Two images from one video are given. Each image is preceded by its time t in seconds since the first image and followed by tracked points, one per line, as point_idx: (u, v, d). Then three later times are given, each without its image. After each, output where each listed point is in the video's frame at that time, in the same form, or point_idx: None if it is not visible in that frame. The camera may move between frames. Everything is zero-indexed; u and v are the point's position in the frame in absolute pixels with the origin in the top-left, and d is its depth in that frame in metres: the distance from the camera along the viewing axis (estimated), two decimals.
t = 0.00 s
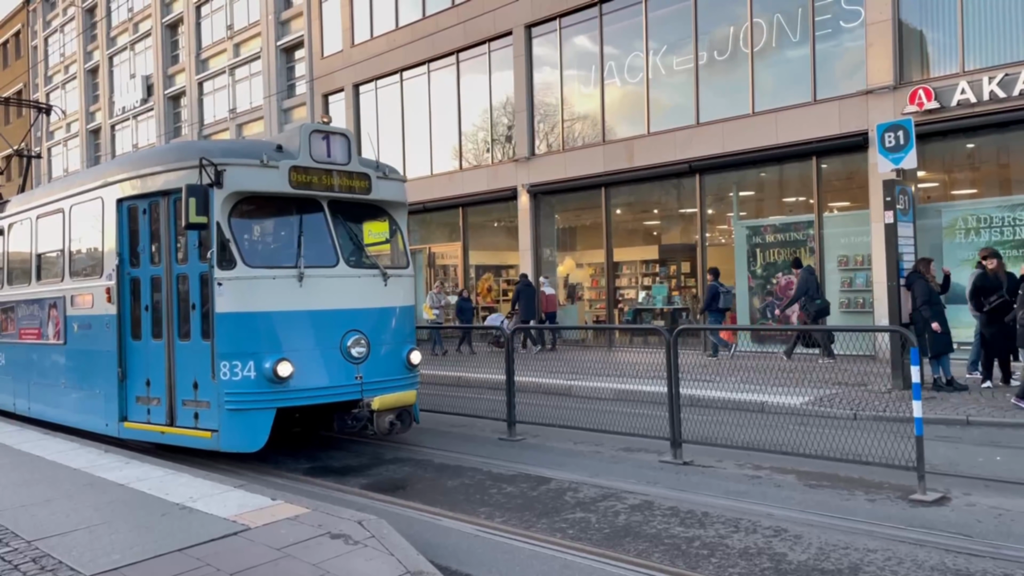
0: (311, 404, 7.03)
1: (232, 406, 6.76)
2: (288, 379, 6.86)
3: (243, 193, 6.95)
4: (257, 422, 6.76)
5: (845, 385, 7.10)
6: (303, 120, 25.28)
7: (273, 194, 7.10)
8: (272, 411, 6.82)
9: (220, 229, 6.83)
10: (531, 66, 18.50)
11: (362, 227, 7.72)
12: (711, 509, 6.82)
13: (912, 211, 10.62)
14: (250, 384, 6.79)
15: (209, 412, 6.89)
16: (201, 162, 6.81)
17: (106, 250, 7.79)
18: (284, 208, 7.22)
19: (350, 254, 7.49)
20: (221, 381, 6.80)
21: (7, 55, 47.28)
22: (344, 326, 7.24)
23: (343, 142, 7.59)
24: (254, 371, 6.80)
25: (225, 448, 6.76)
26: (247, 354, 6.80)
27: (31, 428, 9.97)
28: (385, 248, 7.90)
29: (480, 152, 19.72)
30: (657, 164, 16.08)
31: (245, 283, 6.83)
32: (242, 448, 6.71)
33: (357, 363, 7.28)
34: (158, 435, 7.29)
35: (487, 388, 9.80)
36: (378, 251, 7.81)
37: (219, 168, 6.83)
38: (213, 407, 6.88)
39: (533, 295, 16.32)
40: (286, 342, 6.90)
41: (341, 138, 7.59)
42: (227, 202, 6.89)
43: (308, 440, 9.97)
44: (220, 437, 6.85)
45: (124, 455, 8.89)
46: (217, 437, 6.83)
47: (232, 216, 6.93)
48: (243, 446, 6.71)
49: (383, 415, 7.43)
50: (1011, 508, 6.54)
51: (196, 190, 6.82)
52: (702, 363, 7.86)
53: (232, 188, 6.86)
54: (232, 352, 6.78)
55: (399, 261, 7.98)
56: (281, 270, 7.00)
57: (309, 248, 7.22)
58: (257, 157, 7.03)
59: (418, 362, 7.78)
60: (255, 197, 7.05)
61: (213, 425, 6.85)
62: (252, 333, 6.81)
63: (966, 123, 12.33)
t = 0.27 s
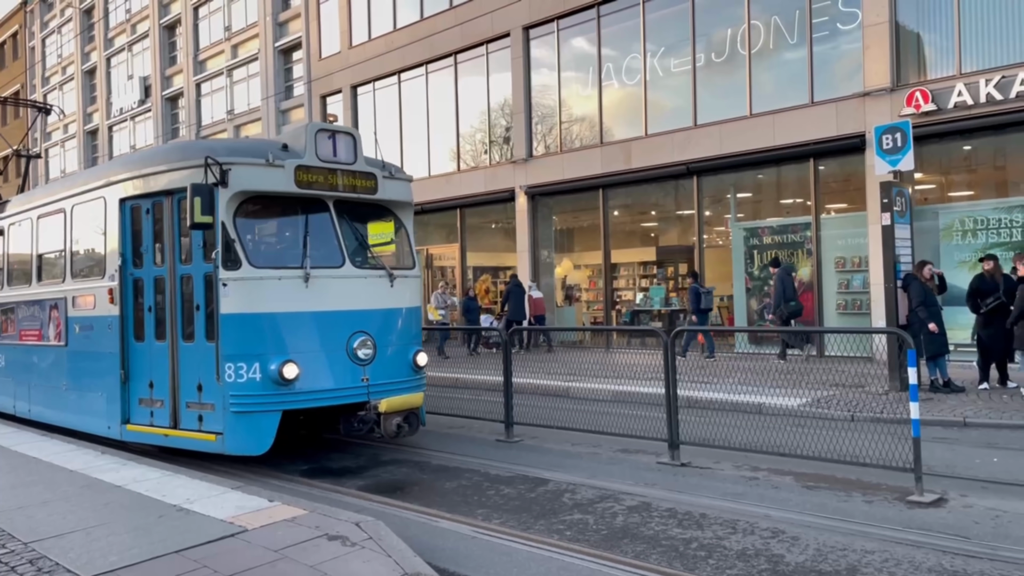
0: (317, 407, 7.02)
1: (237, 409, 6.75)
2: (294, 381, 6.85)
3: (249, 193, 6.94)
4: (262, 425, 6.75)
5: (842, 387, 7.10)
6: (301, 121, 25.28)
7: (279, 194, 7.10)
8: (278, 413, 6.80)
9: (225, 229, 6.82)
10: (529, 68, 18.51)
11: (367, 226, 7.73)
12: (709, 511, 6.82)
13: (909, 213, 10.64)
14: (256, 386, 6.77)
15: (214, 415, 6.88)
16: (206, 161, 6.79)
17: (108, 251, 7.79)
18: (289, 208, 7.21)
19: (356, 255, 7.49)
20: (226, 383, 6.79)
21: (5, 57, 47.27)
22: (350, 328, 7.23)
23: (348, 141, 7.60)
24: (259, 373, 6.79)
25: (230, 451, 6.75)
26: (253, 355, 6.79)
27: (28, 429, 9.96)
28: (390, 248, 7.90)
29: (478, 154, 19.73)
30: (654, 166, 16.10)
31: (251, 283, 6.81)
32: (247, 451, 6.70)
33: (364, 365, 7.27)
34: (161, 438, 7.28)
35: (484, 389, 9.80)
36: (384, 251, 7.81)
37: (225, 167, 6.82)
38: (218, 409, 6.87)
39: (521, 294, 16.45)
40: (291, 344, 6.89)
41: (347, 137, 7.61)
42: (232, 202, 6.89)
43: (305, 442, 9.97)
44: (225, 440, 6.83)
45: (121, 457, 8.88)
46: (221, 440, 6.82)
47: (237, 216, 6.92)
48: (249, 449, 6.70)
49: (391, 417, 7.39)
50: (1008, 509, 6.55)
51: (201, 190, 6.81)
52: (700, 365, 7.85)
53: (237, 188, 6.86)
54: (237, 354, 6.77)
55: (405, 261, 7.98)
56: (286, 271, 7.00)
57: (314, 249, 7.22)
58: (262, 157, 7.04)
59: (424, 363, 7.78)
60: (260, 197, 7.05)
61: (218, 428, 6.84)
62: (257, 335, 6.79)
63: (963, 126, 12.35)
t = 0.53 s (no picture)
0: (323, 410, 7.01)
1: (242, 412, 6.74)
2: (300, 383, 6.84)
3: (255, 192, 6.92)
4: (268, 427, 6.73)
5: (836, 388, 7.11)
6: (297, 123, 25.27)
7: (285, 193, 7.09)
8: (284, 416, 6.79)
9: (231, 229, 6.81)
10: (525, 70, 18.52)
11: (373, 226, 7.72)
12: (705, 512, 6.83)
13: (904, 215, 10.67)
14: (261, 389, 6.76)
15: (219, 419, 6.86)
16: (212, 159, 6.78)
17: (110, 252, 7.78)
18: (295, 207, 7.20)
19: (362, 256, 7.49)
20: (231, 385, 6.77)
21: (0, 58, 47.17)
22: (357, 329, 7.23)
23: (355, 140, 7.59)
24: (265, 376, 6.78)
25: (235, 454, 6.74)
26: (258, 358, 6.78)
27: (24, 430, 9.94)
28: (396, 249, 7.90)
29: (474, 155, 19.74)
30: (650, 168, 16.12)
31: (257, 284, 6.80)
32: (253, 455, 6.69)
33: (370, 367, 7.27)
34: (164, 441, 7.25)
35: (480, 391, 9.80)
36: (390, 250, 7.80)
37: (230, 166, 6.81)
38: (222, 412, 6.85)
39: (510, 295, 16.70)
40: (297, 346, 6.88)
41: (354, 135, 7.59)
42: (238, 201, 6.87)
43: (302, 443, 9.96)
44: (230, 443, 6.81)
45: (117, 459, 8.86)
46: (226, 444, 6.80)
47: (243, 215, 6.91)
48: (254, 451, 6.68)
49: (398, 421, 7.39)
50: (1003, 511, 6.57)
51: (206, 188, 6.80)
52: (695, 366, 7.88)
53: (242, 187, 6.84)
54: (242, 356, 6.76)
55: (412, 262, 7.99)
56: (293, 272, 6.99)
57: (320, 249, 7.21)
58: (269, 156, 7.02)
59: (432, 365, 7.79)
60: (266, 197, 7.03)
61: (222, 431, 6.83)
62: (263, 337, 6.78)
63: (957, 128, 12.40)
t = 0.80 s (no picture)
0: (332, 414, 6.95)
1: (249, 417, 6.67)
2: (309, 387, 6.77)
3: (262, 191, 6.86)
4: (275, 433, 6.67)
5: (830, 392, 7.12)
6: (292, 125, 25.24)
7: (293, 192, 7.03)
8: (292, 421, 6.72)
9: (238, 229, 6.74)
10: (520, 73, 18.53)
11: (382, 226, 7.67)
12: (699, 515, 6.83)
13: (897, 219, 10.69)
14: (269, 393, 6.69)
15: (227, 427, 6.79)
16: (220, 158, 6.72)
17: (112, 254, 7.75)
18: (301, 207, 7.14)
19: (371, 256, 7.44)
20: (238, 390, 6.71)
21: None
22: (366, 332, 7.18)
23: (364, 138, 7.53)
24: (273, 380, 6.71)
25: (242, 460, 6.67)
26: (266, 361, 6.71)
27: (17, 432, 9.90)
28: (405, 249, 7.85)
29: (469, 158, 19.74)
30: (645, 171, 16.14)
31: (264, 285, 6.74)
32: (261, 461, 6.62)
33: (380, 371, 7.21)
34: (168, 447, 7.19)
35: (475, 393, 9.79)
36: (398, 250, 7.74)
37: (238, 165, 6.75)
38: (229, 417, 6.79)
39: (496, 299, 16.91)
40: (305, 349, 6.82)
41: (362, 134, 7.54)
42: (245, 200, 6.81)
43: (297, 446, 9.93)
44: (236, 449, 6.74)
45: (110, 462, 8.82)
46: (233, 449, 6.74)
47: (250, 215, 6.85)
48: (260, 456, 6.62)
49: (410, 425, 7.37)
50: (996, 514, 6.58)
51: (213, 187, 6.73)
52: (690, 369, 7.89)
53: (250, 186, 6.78)
54: (249, 359, 6.69)
55: (421, 264, 7.97)
56: (302, 273, 6.92)
57: (329, 250, 7.15)
58: (277, 155, 6.96)
59: (441, 369, 7.75)
60: (274, 196, 6.97)
61: (229, 436, 6.77)
62: (271, 340, 6.72)
63: (949, 132, 12.45)
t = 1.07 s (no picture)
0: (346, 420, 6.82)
1: (260, 422, 6.56)
2: (322, 391, 6.65)
3: (274, 190, 6.78)
4: (287, 438, 6.55)
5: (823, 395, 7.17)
6: (287, 128, 25.22)
7: (305, 192, 6.94)
8: (305, 427, 6.59)
9: (248, 230, 6.67)
10: (515, 76, 18.55)
11: (395, 226, 7.56)
12: (693, 518, 6.84)
13: (890, 223, 10.74)
14: (282, 398, 6.58)
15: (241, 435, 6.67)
16: (231, 156, 6.64)
17: (116, 255, 7.72)
18: (313, 208, 7.04)
19: (385, 257, 7.32)
20: (249, 395, 6.62)
21: None
22: (381, 335, 7.04)
23: (377, 137, 7.44)
24: (285, 385, 6.59)
25: (253, 468, 6.56)
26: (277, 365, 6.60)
27: (10, 435, 9.85)
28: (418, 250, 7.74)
29: (464, 161, 19.76)
30: (639, 174, 16.18)
31: (274, 287, 6.64)
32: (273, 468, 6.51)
33: (394, 375, 7.07)
34: (175, 453, 7.09)
35: (470, 396, 9.79)
36: (411, 251, 7.63)
37: (249, 164, 6.68)
38: (238, 423, 6.69)
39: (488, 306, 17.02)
40: (318, 353, 6.70)
41: (375, 133, 7.45)
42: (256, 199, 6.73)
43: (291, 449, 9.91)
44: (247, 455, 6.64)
45: (102, 465, 8.78)
46: (243, 456, 6.63)
47: (260, 216, 6.76)
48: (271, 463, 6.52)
49: (427, 431, 7.16)
50: (987, 517, 6.60)
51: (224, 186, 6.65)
52: (684, 372, 7.91)
53: (261, 185, 6.69)
54: (261, 364, 6.61)
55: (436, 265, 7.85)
56: (314, 275, 6.81)
57: (342, 251, 7.04)
58: (289, 153, 6.86)
59: (456, 373, 7.59)
60: (286, 196, 6.89)
61: (239, 443, 6.66)
62: (282, 344, 6.61)
63: (940, 136, 12.53)
